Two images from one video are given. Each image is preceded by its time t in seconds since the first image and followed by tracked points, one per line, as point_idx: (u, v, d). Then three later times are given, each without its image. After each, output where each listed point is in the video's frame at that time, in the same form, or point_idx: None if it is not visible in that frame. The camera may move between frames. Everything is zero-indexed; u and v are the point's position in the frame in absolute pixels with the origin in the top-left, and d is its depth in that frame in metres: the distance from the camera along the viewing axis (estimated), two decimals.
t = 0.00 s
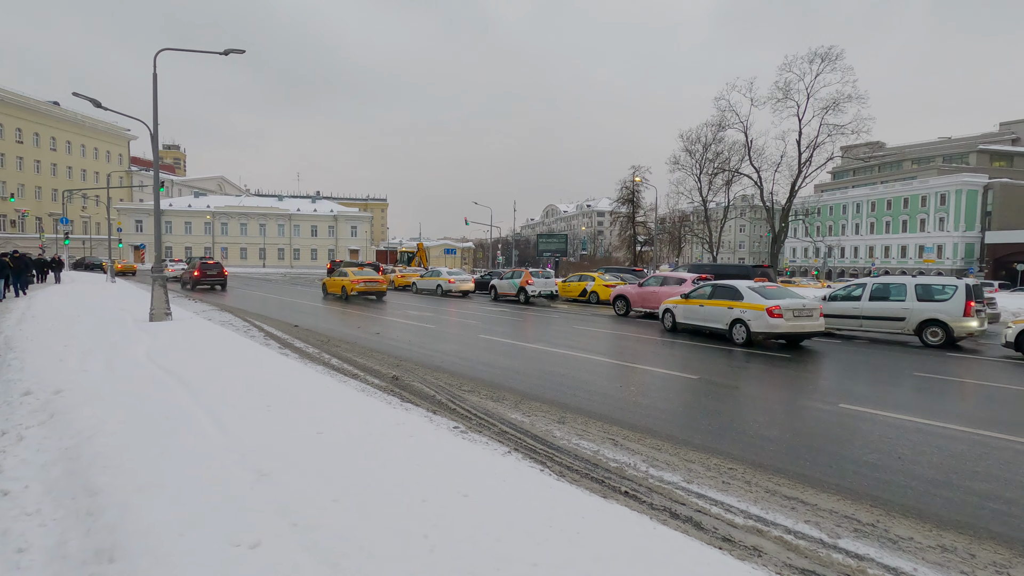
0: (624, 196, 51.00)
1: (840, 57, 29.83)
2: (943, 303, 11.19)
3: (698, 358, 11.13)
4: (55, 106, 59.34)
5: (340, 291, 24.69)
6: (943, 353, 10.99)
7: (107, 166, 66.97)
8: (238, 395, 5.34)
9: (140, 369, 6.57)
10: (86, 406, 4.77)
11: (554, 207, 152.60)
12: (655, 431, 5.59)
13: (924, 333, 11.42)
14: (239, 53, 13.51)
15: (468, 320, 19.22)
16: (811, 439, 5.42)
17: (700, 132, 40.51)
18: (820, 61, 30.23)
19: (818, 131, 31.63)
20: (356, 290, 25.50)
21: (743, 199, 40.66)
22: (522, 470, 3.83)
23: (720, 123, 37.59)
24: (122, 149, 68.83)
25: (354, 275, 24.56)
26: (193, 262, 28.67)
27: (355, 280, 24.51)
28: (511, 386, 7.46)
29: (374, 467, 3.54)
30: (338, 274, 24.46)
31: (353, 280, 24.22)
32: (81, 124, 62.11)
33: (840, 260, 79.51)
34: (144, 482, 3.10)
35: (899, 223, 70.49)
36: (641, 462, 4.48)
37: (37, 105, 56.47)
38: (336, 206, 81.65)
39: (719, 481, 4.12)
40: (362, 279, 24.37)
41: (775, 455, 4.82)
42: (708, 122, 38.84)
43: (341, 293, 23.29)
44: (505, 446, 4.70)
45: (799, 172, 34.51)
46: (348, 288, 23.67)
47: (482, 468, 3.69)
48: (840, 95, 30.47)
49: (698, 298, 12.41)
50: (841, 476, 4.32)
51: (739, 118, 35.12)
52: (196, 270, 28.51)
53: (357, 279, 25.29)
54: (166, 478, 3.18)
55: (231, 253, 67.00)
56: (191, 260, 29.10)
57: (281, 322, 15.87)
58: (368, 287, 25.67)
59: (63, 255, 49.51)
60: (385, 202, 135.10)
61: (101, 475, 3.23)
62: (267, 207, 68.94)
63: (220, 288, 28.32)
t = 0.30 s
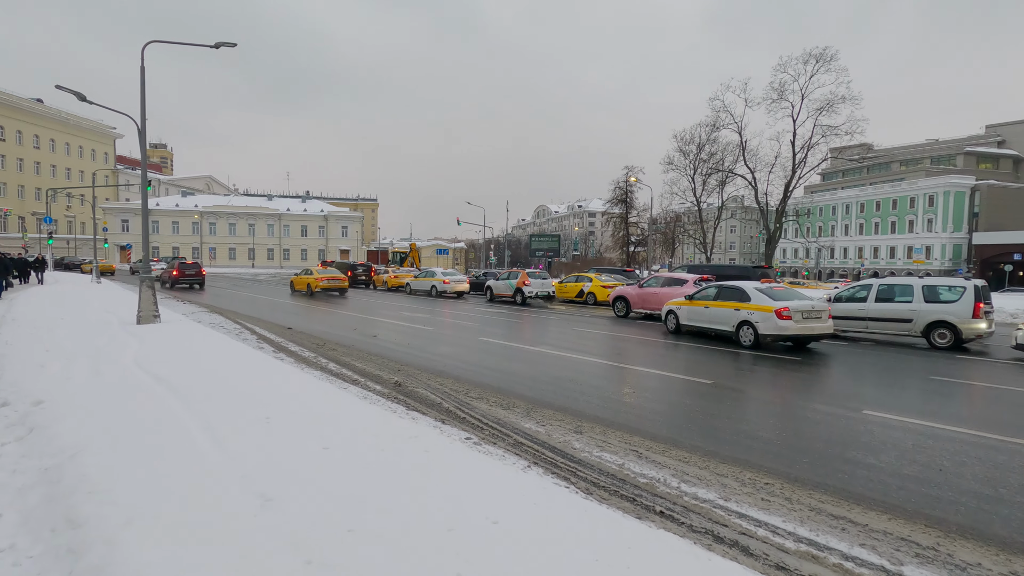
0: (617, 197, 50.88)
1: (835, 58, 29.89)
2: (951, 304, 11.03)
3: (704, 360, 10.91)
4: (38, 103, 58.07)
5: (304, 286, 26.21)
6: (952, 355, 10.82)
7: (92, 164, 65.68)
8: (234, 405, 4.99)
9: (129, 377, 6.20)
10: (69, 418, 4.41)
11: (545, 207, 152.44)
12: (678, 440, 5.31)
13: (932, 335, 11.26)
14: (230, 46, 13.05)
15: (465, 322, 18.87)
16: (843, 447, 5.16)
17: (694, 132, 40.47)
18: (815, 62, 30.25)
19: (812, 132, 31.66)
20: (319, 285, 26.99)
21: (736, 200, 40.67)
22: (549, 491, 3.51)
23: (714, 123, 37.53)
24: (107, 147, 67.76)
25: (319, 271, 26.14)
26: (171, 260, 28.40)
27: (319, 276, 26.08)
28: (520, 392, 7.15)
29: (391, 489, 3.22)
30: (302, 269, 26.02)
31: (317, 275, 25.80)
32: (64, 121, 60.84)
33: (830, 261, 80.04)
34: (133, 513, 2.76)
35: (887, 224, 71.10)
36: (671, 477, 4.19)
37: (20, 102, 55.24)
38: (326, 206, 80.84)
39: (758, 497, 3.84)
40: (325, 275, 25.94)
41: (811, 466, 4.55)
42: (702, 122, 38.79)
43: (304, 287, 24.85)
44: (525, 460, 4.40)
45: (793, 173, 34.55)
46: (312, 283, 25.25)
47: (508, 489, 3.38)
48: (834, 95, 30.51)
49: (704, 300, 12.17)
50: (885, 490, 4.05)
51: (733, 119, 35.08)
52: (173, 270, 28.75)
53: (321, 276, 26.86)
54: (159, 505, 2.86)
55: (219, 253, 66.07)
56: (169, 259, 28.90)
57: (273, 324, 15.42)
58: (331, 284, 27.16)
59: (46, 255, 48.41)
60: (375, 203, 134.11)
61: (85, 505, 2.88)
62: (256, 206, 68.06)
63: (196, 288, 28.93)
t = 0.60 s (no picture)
0: (614, 196, 50.67)
1: (834, 57, 29.82)
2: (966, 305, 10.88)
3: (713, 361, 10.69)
4: (28, 100, 57.24)
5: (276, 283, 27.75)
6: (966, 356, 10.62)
7: (83, 162, 64.84)
8: (237, 416, 4.66)
9: (124, 382, 5.89)
10: (61, 430, 4.10)
11: (540, 207, 152.21)
12: (706, 447, 5.06)
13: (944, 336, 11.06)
14: (227, 39, 12.69)
15: (465, 322, 18.58)
16: (880, 453, 4.92)
17: (692, 131, 40.35)
18: (814, 61, 30.18)
19: (811, 131, 31.60)
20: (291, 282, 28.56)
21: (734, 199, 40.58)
22: (587, 512, 3.24)
23: (712, 122, 37.40)
24: (98, 145, 66.90)
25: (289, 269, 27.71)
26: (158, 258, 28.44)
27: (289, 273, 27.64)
28: (533, 396, 6.89)
29: (414, 518, 2.94)
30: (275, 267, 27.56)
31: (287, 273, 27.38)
32: (54, 118, 59.99)
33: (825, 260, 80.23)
34: (134, 546, 2.48)
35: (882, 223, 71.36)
36: (709, 491, 3.94)
37: (9, 99, 54.43)
38: (320, 205, 80.26)
39: (804, 513, 3.60)
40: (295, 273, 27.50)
41: (851, 475, 4.31)
42: (700, 121, 38.66)
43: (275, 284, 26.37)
44: (552, 473, 4.14)
45: (793, 171, 34.51)
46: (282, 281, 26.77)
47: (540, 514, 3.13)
48: (833, 95, 30.44)
49: (712, 301, 11.94)
50: (937, 502, 3.81)
51: (732, 118, 34.97)
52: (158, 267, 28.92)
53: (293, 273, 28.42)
54: (163, 535, 2.58)
55: (212, 252, 65.37)
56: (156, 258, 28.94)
57: (270, 324, 15.09)
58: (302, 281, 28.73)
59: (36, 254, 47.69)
60: (370, 201, 133.37)
61: (81, 534, 2.59)
62: (250, 205, 67.43)
63: (180, 285, 29.21)
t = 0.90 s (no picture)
0: (612, 196, 50.43)
1: (835, 57, 29.68)
2: (982, 307, 10.64)
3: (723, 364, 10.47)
4: (19, 98, 56.51)
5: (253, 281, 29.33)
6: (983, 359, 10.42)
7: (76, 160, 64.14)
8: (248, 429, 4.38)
9: (125, 392, 5.61)
10: (62, 446, 3.85)
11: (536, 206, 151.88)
12: (738, 458, 4.83)
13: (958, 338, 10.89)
14: (225, 34, 12.35)
15: (467, 323, 18.31)
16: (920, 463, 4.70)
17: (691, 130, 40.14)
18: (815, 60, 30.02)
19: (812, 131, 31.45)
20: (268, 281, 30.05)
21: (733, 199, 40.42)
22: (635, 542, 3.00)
23: (712, 121, 37.20)
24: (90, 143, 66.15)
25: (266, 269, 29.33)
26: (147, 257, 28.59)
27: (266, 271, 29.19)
28: (549, 403, 6.65)
29: (449, 559, 2.70)
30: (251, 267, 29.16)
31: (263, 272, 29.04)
32: (46, 116, 59.28)
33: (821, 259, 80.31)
34: None
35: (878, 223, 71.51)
36: (755, 511, 3.70)
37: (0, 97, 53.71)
38: (316, 204, 79.72)
39: (861, 536, 3.36)
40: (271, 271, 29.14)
41: (897, 489, 4.10)
42: (699, 121, 38.47)
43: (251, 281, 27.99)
44: (584, 491, 3.90)
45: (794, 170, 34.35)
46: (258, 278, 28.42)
47: (584, 547, 2.90)
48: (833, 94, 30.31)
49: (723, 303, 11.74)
50: (993, 521, 3.60)
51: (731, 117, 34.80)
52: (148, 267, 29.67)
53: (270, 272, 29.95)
54: None
55: (207, 251, 64.81)
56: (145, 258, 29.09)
57: (270, 326, 14.79)
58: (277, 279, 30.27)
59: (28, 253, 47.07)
60: (365, 200, 132.53)
61: None
62: (244, 204, 66.88)
63: (168, 284, 29.50)
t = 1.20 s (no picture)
0: (611, 194, 50.16)
1: (837, 54, 29.46)
2: (999, 305, 10.39)
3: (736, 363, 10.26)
4: (10, 94, 55.75)
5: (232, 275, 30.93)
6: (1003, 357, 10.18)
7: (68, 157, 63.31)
8: (259, 438, 4.09)
9: (125, 395, 5.30)
10: (59, 456, 3.56)
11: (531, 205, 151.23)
12: (777, 461, 4.58)
13: (976, 337, 10.64)
14: (224, 24, 12.02)
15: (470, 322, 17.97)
16: (972, 470, 4.44)
17: (692, 128, 39.92)
18: (817, 57, 29.79)
19: (813, 129, 31.25)
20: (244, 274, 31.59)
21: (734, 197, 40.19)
22: (690, 566, 2.73)
23: (712, 119, 36.96)
24: (83, 140, 65.50)
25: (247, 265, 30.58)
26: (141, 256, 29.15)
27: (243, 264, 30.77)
28: (568, 405, 6.40)
29: None
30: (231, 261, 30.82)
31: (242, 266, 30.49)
32: (38, 112, 58.53)
33: (818, 257, 80.50)
34: None
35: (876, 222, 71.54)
36: (806, 523, 3.45)
37: None
38: (312, 201, 79.07)
39: (929, 554, 3.10)
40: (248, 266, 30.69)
41: (954, 499, 3.85)
42: (700, 118, 38.20)
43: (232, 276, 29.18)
44: (624, 503, 3.63)
45: (793, 168, 34.34)
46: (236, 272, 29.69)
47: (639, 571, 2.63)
48: (835, 92, 30.09)
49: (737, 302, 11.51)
50: None
51: (733, 114, 34.54)
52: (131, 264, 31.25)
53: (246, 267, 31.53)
54: None
55: (202, 249, 64.21)
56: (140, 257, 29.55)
57: (269, 324, 14.45)
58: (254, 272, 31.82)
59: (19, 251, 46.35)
60: (361, 198, 131.85)
61: None
62: (239, 201, 66.28)
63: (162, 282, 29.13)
